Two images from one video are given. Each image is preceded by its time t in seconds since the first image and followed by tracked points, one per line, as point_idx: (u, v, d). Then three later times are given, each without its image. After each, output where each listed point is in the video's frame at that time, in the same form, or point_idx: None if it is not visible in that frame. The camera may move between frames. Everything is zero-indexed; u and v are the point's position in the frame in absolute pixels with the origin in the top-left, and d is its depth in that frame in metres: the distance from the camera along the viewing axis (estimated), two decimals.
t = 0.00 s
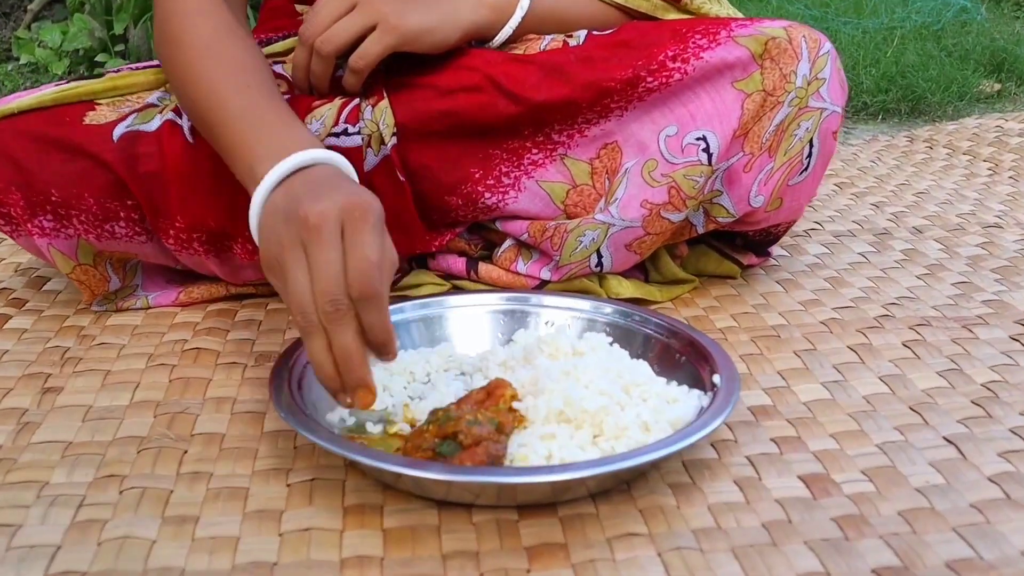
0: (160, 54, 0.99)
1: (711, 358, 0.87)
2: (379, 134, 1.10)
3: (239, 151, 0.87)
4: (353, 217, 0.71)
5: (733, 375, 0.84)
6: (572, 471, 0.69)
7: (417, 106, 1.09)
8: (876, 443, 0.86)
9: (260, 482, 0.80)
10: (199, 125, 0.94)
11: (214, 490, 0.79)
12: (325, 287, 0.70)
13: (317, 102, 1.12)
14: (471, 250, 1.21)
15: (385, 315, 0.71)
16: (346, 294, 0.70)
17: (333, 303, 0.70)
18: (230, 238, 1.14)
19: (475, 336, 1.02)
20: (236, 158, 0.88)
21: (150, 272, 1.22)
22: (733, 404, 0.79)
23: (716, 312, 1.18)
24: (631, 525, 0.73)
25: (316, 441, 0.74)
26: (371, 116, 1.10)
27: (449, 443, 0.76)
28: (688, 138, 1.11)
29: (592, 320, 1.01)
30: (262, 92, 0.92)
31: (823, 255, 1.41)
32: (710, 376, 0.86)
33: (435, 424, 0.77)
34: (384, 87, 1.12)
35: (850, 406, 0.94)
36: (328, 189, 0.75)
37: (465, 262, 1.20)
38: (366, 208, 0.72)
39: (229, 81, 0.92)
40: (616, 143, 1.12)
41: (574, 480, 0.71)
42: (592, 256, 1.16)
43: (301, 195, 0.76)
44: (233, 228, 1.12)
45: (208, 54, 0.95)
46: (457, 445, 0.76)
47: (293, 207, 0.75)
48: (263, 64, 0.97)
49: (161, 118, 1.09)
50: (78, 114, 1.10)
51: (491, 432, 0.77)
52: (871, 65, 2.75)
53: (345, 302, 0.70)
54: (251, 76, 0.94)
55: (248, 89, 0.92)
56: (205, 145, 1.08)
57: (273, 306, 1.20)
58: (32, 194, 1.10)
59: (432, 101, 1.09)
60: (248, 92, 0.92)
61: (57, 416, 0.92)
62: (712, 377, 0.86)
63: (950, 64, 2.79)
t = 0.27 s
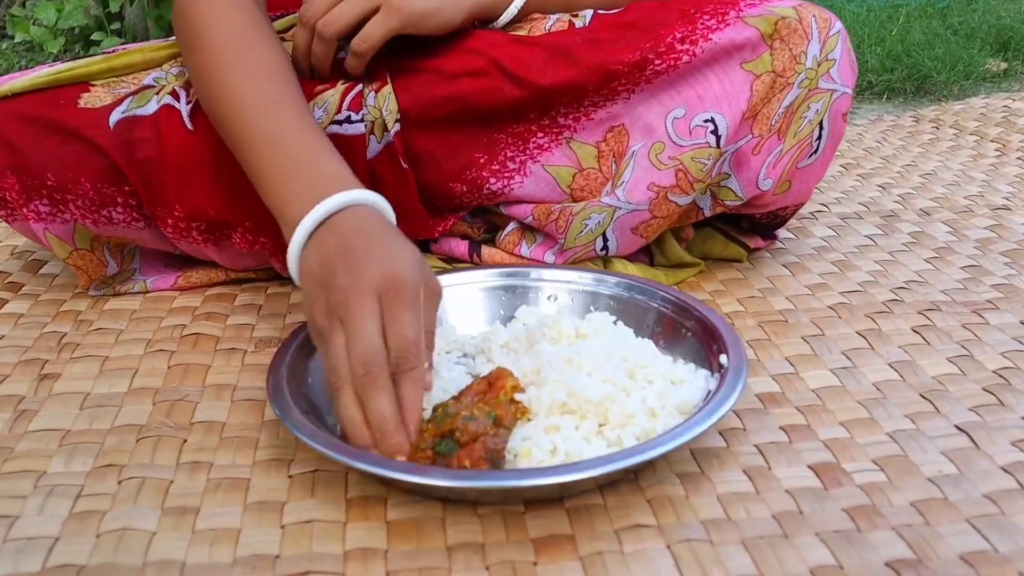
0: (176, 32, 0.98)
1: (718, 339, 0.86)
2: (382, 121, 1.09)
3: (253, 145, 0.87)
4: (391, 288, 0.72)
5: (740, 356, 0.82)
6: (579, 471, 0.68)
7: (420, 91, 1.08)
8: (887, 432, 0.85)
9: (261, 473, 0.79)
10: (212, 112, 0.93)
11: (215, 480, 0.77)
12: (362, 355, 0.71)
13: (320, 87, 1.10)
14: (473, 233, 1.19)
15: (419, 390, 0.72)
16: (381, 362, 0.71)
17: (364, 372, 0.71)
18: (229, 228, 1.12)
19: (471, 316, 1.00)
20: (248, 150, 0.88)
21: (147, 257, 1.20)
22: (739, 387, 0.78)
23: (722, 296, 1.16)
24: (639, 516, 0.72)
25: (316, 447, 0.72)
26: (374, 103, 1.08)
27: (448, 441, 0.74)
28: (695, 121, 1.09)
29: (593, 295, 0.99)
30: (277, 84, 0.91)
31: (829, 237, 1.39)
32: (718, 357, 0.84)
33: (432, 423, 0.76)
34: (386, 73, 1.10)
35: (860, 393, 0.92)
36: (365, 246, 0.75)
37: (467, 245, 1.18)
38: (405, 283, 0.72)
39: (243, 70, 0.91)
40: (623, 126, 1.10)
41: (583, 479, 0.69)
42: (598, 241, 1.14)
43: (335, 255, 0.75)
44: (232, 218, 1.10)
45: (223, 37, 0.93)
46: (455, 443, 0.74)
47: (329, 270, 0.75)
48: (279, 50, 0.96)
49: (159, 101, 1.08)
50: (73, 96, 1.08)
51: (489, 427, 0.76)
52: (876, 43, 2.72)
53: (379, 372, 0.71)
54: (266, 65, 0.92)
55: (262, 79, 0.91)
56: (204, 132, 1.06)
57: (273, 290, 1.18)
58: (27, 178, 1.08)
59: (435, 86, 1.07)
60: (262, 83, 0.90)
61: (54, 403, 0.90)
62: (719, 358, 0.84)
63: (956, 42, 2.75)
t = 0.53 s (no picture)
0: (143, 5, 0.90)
1: (731, 339, 0.84)
2: (380, 94, 1.07)
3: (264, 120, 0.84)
4: (446, 210, 0.78)
5: (754, 357, 0.80)
6: (591, 463, 0.66)
7: (419, 64, 1.06)
8: (901, 428, 0.83)
9: (262, 471, 0.77)
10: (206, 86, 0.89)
11: (215, 479, 0.76)
12: (443, 276, 0.77)
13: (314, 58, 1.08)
14: (477, 221, 1.17)
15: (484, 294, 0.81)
16: (461, 278, 0.78)
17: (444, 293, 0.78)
18: (228, 199, 1.10)
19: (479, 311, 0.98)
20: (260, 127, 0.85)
21: (145, 239, 1.18)
22: (755, 389, 0.75)
23: (730, 286, 1.14)
24: (650, 517, 0.71)
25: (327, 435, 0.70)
26: (371, 75, 1.06)
27: (462, 431, 0.72)
28: (702, 103, 1.06)
29: (607, 297, 0.97)
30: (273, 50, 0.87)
31: (838, 224, 1.37)
32: (731, 359, 0.82)
33: (446, 413, 0.74)
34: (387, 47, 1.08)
35: (872, 387, 0.90)
36: (401, 171, 0.79)
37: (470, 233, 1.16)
38: (455, 199, 0.79)
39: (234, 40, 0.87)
40: (627, 107, 1.07)
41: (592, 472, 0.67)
42: (603, 228, 1.12)
43: (373, 180, 0.79)
44: (230, 189, 1.08)
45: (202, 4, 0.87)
46: (470, 432, 0.72)
47: (372, 196, 0.78)
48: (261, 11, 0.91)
49: (154, 76, 1.05)
50: (68, 74, 1.05)
51: (505, 418, 0.73)
52: (883, 24, 2.69)
53: (462, 287, 0.78)
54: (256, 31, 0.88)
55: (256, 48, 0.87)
56: (200, 102, 1.04)
57: (273, 280, 1.16)
58: (21, 160, 1.05)
59: (435, 60, 1.05)
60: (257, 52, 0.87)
61: (50, 398, 0.89)
62: (731, 359, 0.83)
63: (963, 23, 2.72)
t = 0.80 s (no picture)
0: None
1: (743, 331, 0.81)
2: (385, 93, 1.04)
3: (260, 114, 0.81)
4: (415, 241, 0.74)
5: (767, 350, 0.77)
6: (599, 465, 0.63)
7: (424, 60, 1.03)
8: (919, 429, 0.81)
9: (262, 474, 0.75)
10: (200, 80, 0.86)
11: (214, 483, 0.73)
12: (382, 301, 0.72)
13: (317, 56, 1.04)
14: (481, 212, 1.15)
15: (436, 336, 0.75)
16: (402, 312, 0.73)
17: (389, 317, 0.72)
18: (227, 203, 1.07)
19: (487, 307, 0.96)
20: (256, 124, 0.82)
21: (141, 235, 1.15)
22: (766, 381, 0.73)
23: (740, 279, 1.12)
24: (664, 523, 0.68)
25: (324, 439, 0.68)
26: (376, 74, 1.03)
27: (464, 433, 0.69)
28: (714, 95, 1.03)
29: (612, 290, 0.95)
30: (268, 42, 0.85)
31: (848, 215, 1.34)
32: (743, 351, 0.80)
33: (447, 415, 0.71)
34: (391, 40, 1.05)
35: (888, 385, 0.88)
36: (384, 188, 0.76)
37: (474, 225, 1.13)
38: (431, 234, 0.74)
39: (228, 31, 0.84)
40: (637, 101, 1.04)
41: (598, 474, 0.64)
42: (611, 222, 1.09)
43: (352, 188, 0.75)
44: (230, 193, 1.05)
45: None
46: (472, 434, 0.69)
47: (348, 201, 0.75)
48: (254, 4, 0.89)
49: (150, 74, 1.02)
50: (60, 68, 1.02)
51: (508, 418, 0.70)
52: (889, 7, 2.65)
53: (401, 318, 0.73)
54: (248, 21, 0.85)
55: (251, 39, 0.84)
56: (198, 105, 1.00)
57: (272, 272, 1.13)
58: (11, 155, 1.03)
59: (440, 57, 1.02)
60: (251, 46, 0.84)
61: (44, 397, 0.86)
62: (744, 351, 0.80)
63: (971, 6, 2.68)
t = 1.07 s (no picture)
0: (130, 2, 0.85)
1: (757, 336, 0.79)
2: (389, 93, 1.01)
3: (270, 125, 0.79)
4: (454, 213, 0.70)
5: (781, 358, 0.75)
6: (612, 471, 0.62)
7: (431, 61, 1.00)
8: (933, 427, 0.79)
9: (264, 473, 0.73)
10: (204, 89, 0.84)
11: (214, 483, 0.72)
12: (444, 286, 0.69)
13: (319, 55, 1.01)
14: (483, 204, 1.13)
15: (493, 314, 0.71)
16: (465, 288, 0.69)
17: (456, 300, 0.69)
18: (227, 208, 1.05)
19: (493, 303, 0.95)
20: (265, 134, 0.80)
21: (140, 235, 1.13)
22: (781, 390, 0.71)
23: (747, 273, 1.10)
24: (675, 524, 0.67)
25: (325, 434, 0.66)
26: (380, 74, 1.00)
27: (475, 434, 0.69)
28: (722, 86, 1.01)
29: (623, 286, 0.94)
30: (272, 49, 0.82)
31: (856, 207, 1.32)
32: (757, 358, 0.78)
33: (459, 413, 0.70)
34: (393, 36, 1.01)
35: (901, 382, 0.86)
36: (410, 175, 0.72)
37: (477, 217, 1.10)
38: (469, 201, 0.71)
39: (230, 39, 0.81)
40: (645, 92, 1.03)
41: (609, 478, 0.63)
42: (618, 215, 1.07)
43: (378, 185, 0.72)
44: (232, 198, 1.04)
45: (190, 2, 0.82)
46: (483, 436, 0.68)
47: (376, 196, 0.71)
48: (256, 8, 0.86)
49: (146, 77, 1.00)
50: (53, 70, 1.01)
51: (521, 422, 0.69)
52: None
53: (467, 297, 0.69)
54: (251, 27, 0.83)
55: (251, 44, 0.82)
56: (196, 108, 0.99)
57: (272, 266, 1.12)
58: (8, 159, 1.01)
59: (446, 56, 0.99)
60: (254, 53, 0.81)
61: (41, 394, 0.84)
62: (757, 358, 0.78)
63: None
